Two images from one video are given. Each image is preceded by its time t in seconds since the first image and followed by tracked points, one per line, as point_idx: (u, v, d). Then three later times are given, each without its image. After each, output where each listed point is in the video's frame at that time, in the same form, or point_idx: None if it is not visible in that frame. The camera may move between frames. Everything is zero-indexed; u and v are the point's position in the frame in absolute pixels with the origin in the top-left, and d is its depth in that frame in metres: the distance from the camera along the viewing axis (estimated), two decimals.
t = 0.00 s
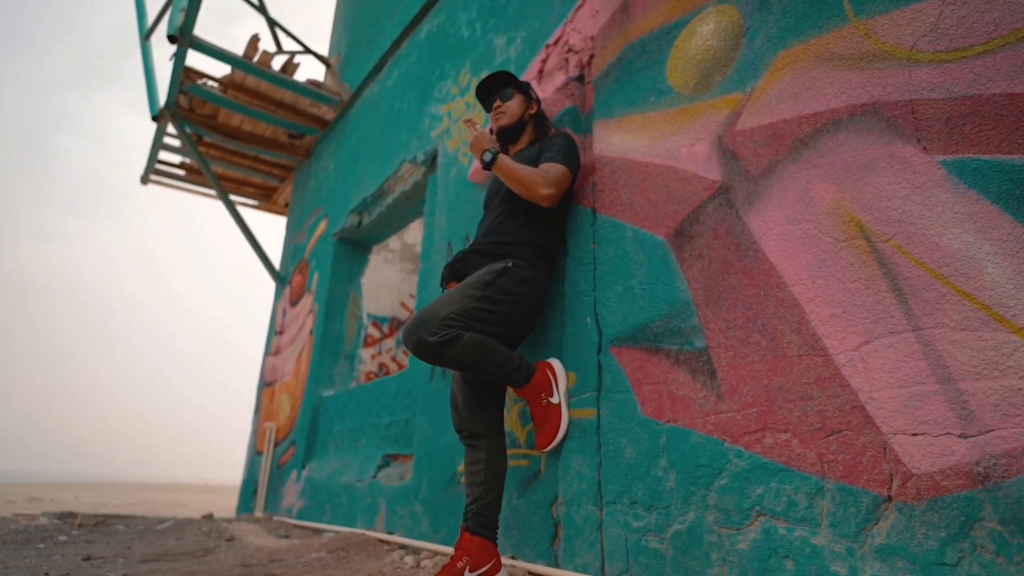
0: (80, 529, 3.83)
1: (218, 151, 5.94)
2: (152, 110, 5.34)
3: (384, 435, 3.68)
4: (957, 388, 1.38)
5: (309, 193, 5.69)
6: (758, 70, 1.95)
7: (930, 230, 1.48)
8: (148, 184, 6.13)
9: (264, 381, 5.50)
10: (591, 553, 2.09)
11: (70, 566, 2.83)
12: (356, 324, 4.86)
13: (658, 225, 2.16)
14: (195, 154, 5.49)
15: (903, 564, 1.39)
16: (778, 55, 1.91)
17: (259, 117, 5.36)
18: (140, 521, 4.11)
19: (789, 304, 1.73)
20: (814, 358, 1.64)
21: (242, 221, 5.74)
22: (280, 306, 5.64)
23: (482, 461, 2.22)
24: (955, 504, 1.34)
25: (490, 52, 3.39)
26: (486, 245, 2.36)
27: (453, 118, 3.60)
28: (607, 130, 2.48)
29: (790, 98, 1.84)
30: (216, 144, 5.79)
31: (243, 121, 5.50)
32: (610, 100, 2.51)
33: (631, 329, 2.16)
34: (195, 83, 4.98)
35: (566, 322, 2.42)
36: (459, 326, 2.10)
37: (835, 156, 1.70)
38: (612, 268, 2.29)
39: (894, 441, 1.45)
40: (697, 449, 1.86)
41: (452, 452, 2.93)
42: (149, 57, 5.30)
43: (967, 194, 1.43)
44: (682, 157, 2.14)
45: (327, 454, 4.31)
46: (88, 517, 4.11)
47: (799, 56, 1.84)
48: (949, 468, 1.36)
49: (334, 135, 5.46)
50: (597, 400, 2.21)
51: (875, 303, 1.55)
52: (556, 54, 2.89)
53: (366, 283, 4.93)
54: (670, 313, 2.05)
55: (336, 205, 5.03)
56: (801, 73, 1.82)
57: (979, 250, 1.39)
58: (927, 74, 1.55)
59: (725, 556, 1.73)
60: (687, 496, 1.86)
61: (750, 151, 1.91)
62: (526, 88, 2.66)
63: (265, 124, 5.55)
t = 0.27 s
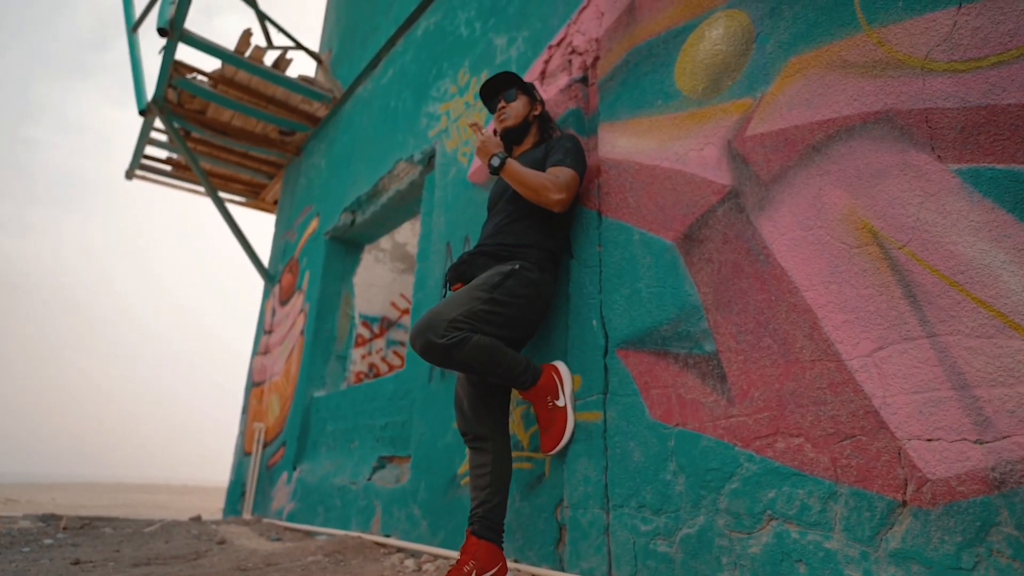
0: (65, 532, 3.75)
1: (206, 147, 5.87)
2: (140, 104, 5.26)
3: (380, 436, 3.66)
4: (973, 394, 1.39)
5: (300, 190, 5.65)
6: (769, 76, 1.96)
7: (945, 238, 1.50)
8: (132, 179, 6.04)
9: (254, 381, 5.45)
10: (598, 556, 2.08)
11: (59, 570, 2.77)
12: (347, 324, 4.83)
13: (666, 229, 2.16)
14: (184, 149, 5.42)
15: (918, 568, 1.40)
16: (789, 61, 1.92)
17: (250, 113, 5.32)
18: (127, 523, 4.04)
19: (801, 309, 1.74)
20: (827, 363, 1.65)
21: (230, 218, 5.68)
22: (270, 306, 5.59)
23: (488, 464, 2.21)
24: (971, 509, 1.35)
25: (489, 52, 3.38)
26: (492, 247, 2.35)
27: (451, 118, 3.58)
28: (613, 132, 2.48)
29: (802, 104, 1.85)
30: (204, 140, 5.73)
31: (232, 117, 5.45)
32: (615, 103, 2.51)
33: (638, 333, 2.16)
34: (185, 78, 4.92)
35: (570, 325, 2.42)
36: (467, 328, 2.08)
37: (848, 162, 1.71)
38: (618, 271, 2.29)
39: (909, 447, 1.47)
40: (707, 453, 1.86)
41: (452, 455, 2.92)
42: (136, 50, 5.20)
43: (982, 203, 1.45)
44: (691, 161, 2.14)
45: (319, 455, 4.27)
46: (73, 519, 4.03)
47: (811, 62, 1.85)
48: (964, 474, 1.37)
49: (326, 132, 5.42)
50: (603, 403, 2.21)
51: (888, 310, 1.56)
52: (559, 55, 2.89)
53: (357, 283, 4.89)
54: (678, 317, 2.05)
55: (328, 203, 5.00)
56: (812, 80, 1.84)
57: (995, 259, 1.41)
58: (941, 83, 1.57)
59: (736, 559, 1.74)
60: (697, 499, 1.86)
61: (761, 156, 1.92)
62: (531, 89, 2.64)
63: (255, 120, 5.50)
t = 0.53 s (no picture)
0: (49, 535, 3.65)
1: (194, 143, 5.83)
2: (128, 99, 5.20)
3: (375, 437, 3.63)
4: (988, 401, 1.41)
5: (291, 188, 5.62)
6: (779, 81, 1.97)
7: (959, 245, 1.51)
8: (117, 173, 5.94)
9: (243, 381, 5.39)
10: (604, 561, 2.08)
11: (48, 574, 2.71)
12: (339, 324, 4.81)
13: (674, 232, 2.17)
14: (172, 145, 5.36)
15: (933, 573, 1.42)
16: (800, 67, 1.93)
17: (240, 108, 5.28)
18: (113, 526, 3.96)
19: (813, 315, 1.74)
20: (839, 368, 1.66)
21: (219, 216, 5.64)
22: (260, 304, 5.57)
23: (494, 467, 2.20)
24: (986, 515, 1.37)
25: (490, 52, 3.37)
26: (498, 249, 2.33)
27: (450, 117, 3.58)
28: (618, 135, 2.48)
29: (814, 110, 1.86)
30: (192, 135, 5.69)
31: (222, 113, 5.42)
32: (621, 105, 2.51)
33: (646, 336, 2.16)
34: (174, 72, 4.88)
35: (575, 328, 2.41)
36: (476, 331, 2.07)
37: (860, 169, 1.72)
38: (625, 274, 2.29)
39: (923, 452, 1.48)
40: (718, 458, 1.87)
41: (451, 457, 2.90)
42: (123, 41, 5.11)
43: (997, 212, 1.47)
44: (699, 165, 2.15)
45: (311, 457, 4.24)
46: (57, 522, 3.94)
47: (823, 69, 1.87)
48: (980, 480, 1.39)
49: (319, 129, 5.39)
50: (610, 406, 2.21)
51: (902, 316, 1.57)
52: (562, 56, 2.88)
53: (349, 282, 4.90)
54: (687, 320, 2.05)
55: (320, 201, 4.99)
56: (824, 87, 1.85)
57: (1010, 267, 1.43)
58: (955, 92, 1.58)
59: (747, 564, 1.74)
60: (707, 504, 1.86)
61: (772, 161, 1.93)
62: (535, 91, 2.63)
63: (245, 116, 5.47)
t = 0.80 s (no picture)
0: (35, 539, 3.57)
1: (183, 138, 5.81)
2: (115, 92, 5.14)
3: (371, 439, 3.62)
4: (1001, 407, 1.42)
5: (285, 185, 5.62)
6: (789, 86, 1.98)
7: (971, 252, 1.53)
8: (103, 168, 5.86)
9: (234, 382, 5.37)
10: (610, 565, 2.07)
11: None
12: (332, 324, 4.80)
13: (681, 236, 2.17)
14: (161, 141, 5.30)
15: None
16: (809, 73, 1.93)
17: (231, 104, 5.26)
18: (101, 529, 3.89)
19: (824, 319, 1.75)
20: (850, 373, 1.67)
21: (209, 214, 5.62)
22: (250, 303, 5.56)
23: (499, 471, 2.18)
24: (1000, 520, 1.38)
25: (490, 51, 3.37)
26: (504, 251, 2.32)
27: (449, 116, 3.57)
28: (623, 137, 2.48)
29: (824, 116, 1.87)
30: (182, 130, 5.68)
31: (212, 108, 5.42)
32: (626, 107, 2.51)
33: (652, 339, 2.16)
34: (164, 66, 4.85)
35: (580, 331, 2.40)
36: (483, 333, 2.05)
37: (871, 175, 1.73)
38: (630, 277, 2.29)
39: (936, 457, 1.49)
40: (726, 462, 1.87)
41: (451, 460, 2.88)
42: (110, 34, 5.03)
43: (1010, 219, 1.48)
44: (706, 169, 2.15)
45: (304, 460, 4.21)
46: (43, 525, 3.86)
47: (833, 75, 1.87)
48: (993, 485, 1.40)
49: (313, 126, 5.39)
50: (615, 410, 2.20)
51: (914, 322, 1.58)
52: (565, 57, 2.88)
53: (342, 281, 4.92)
54: (695, 324, 2.05)
55: (314, 200, 5.00)
56: (834, 92, 1.86)
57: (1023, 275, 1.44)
58: (967, 100, 1.60)
59: (756, 568, 1.74)
60: (715, 508, 1.87)
61: (781, 166, 1.94)
62: (540, 91, 2.61)
63: (236, 112, 5.45)
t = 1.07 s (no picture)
0: (18, 543, 3.48)
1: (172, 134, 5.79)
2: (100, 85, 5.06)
3: (367, 441, 3.59)
4: (1016, 414, 1.43)
5: (276, 182, 5.61)
6: (800, 92, 1.98)
7: (986, 261, 1.54)
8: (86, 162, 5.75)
9: (223, 382, 5.35)
10: (618, 569, 2.06)
11: None
12: (324, 323, 4.80)
13: (690, 240, 2.17)
14: (149, 137, 5.24)
15: None
16: (821, 79, 1.94)
17: (221, 100, 5.24)
18: (87, 533, 3.81)
19: (836, 325, 1.76)
20: (864, 379, 1.68)
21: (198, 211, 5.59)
22: (239, 302, 5.55)
23: (506, 475, 2.17)
24: (1016, 526, 1.39)
25: (491, 51, 3.36)
26: (511, 253, 2.30)
27: (448, 115, 3.57)
28: (629, 140, 2.47)
29: (835, 122, 1.88)
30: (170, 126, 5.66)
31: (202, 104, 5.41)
32: (632, 110, 2.50)
33: (660, 343, 2.16)
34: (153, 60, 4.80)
35: (585, 334, 2.40)
36: (492, 336, 2.03)
37: (884, 182, 1.74)
38: (637, 280, 2.29)
39: (950, 464, 1.50)
40: (737, 466, 1.87)
41: (451, 463, 2.86)
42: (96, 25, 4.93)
43: None
44: (715, 173, 2.15)
45: (296, 461, 4.18)
46: (27, 528, 3.77)
47: (845, 82, 1.88)
48: (1009, 491, 1.41)
49: (306, 123, 5.39)
50: (622, 413, 2.20)
51: (928, 328, 1.60)
52: (569, 58, 2.88)
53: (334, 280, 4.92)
54: (704, 328, 2.06)
55: (307, 198, 5.01)
56: (846, 99, 1.87)
57: None
58: (981, 110, 1.61)
59: (767, 572, 1.75)
60: (726, 512, 1.87)
61: (792, 171, 1.94)
62: (545, 92, 2.60)
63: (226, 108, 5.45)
